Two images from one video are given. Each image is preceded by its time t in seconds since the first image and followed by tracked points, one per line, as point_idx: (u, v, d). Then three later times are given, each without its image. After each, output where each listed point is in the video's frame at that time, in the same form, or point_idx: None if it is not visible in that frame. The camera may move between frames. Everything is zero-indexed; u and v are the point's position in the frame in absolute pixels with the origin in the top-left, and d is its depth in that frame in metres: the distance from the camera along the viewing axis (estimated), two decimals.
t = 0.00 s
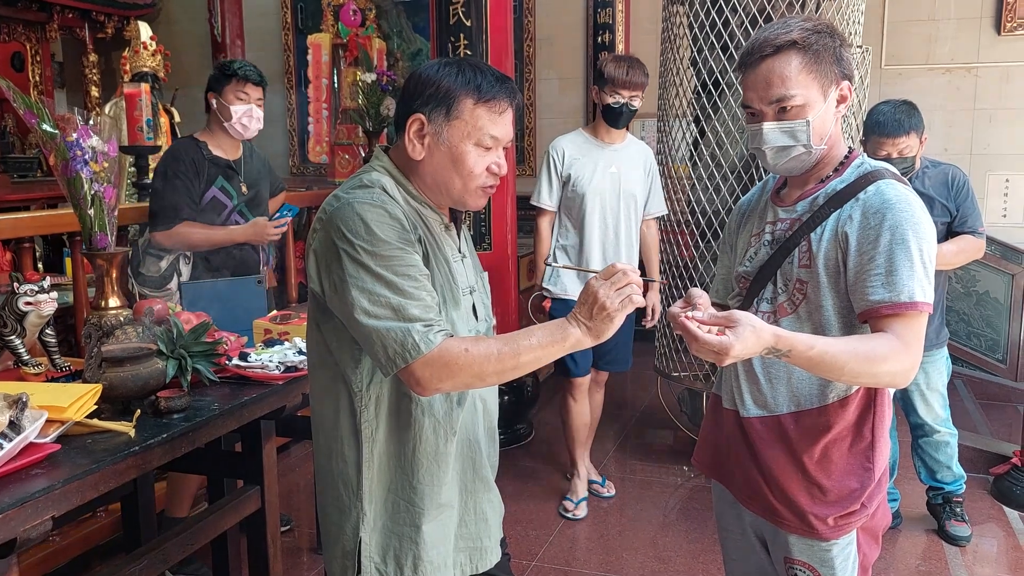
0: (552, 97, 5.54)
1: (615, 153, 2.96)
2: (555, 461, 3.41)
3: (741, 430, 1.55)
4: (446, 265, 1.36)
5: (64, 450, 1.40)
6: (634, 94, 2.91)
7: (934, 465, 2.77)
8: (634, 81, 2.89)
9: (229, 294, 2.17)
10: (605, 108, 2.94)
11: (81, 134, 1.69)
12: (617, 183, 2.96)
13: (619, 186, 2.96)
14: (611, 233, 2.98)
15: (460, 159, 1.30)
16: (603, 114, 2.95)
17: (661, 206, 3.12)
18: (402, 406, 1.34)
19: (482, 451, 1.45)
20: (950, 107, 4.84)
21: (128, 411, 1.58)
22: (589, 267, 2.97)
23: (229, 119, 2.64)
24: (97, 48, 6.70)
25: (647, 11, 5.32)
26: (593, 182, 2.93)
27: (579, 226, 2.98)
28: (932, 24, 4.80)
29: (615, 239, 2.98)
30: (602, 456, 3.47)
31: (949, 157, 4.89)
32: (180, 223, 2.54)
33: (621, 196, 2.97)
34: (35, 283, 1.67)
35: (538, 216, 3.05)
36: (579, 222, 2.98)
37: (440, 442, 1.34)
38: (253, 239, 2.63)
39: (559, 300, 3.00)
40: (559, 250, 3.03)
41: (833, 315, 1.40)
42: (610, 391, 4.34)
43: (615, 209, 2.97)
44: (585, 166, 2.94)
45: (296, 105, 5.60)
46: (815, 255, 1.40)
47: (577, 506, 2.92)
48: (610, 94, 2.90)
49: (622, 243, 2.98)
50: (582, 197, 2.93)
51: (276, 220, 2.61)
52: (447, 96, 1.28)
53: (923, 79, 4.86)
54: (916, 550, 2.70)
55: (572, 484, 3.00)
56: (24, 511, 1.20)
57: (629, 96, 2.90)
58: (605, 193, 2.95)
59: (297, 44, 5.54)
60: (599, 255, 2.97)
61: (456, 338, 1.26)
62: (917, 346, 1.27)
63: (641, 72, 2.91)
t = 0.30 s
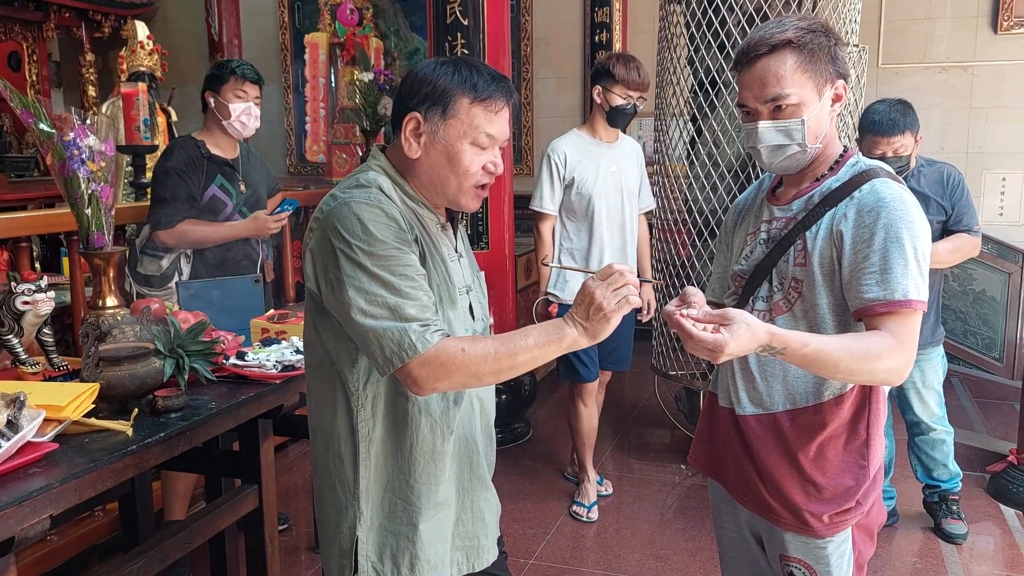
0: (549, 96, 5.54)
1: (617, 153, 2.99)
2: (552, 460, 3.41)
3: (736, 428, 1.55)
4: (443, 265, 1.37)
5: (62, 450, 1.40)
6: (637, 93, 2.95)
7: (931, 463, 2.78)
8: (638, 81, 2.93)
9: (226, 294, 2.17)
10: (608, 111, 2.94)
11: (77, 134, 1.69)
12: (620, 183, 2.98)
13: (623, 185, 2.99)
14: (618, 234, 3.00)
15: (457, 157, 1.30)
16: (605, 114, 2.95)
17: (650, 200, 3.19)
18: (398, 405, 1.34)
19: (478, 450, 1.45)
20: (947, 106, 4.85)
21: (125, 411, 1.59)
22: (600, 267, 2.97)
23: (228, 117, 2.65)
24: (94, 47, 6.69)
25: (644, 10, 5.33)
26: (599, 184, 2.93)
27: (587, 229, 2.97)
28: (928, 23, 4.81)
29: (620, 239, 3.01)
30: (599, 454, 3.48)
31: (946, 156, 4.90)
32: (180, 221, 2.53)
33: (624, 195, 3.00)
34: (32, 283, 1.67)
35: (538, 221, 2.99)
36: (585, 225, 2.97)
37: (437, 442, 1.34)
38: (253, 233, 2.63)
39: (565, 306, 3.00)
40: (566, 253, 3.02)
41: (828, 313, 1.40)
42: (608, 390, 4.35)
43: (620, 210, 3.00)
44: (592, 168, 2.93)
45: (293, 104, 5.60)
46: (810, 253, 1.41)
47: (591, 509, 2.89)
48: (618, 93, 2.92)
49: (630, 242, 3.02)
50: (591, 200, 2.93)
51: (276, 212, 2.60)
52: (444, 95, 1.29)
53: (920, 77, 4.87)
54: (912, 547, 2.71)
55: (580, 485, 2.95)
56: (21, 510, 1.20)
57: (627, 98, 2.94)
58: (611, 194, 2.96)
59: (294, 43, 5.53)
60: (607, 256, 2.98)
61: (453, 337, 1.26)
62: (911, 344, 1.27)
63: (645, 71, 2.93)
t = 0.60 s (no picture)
0: (549, 98, 5.55)
1: (614, 150, 3.00)
2: (552, 461, 3.42)
3: (735, 429, 1.56)
4: (444, 267, 1.38)
5: (64, 450, 1.41)
6: (632, 88, 2.96)
7: (930, 463, 2.79)
8: (633, 76, 2.93)
9: (226, 294, 2.18)
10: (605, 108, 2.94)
11: (80, 135, 1.69)
12: (618, 181, 2.99)
13: (620, 183, 3.00)
14: (618, 231, 3.01)
15: (458, 160, 1.31)
16: (601, 111, 2.96)
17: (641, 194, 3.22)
18: (399, 406, 1.35)
19: (479, 451, 1.46)
20: (946, 107, 4.86)
21: (127, 411, 1.60)
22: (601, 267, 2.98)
23: (230, 114, 2.67)
24: (95, 48, 6.70)
25: (643, 11, 5.34)
26: (598, 182, 2.94)
27: (586, 228, 2.98)
28: (927, 24, 4.82)
29: (620, 236, 3.02)
30: (599, 455, 3.48)
31: (946, 156, 4.91)
32: (181, 222, 2.54)
33: (622, 192, 3.01)
34: (34, 283, 1.68)
35: (537, 222, 2.99)
36: (584, 224, 2.98)
37: (437, 443, 1.35)
38: (252, 237, 2.65)
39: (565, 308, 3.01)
40: (565, 252, 3.03)
41: (826, 314, 1.41)
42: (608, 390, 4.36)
43: (618, 207, 3.01)
44: (590, 167, 2.94)
45: (293, 105, 5.61)
46: (808, 254, 1.42)
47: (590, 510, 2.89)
48: (613, 88, 2.91)
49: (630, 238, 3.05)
50: (590, 200, 2.94)
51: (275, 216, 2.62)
52: (445, 98, 1.29)
53: (919, 78, 4.88)
54: (911, 548, 2.71)
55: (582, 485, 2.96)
56: (25, 509, 1.21)
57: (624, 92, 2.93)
58: (609, 192, 2.97)
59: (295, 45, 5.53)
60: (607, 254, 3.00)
61: (453, 338, 1.27)
62: (909, 345, 1.28)
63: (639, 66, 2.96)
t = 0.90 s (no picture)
0: (546, 97, 5.56)
1: (605, 149, 2.99)
2: (549, 460, 3.42)
3: (731, 427, 1.57)
4: (442, 263, 1.38)
5: (61, 449, 1.41)
6: (621, 84, 2.97)
7: (925, 461, 2.80)
8: (621, 72, 2.95)
9: (223, 294, 2.18)
10: (594, 105, 2.95)
11: (77, 134, 1.69)
12: (609, 181, 2.97)
13: (612, 183, 2.98)
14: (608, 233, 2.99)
15: (454, 159, 1.32)
16: (591, 109, 2.96)
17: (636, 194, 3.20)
18: (397, 402, 1.36)
19: (476, 449, 1.46)
20: (942, 106, 4.88)
21: (124, 410, 1.59)
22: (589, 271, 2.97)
23: (226, 112, 2.67)
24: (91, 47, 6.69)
25: (640, 10, 5.34)
26: (586, 182, 2.93)
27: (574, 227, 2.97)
28: (923, 23, 4.84)
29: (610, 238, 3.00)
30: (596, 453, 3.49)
31: (942, 155, 4.93)
32: (179, 222, 2.54)
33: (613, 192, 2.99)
34: (31, 283, 1.68)
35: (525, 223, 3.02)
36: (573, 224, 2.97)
37: (435, 440, 1.35)
38: (249, 238, 2.64)
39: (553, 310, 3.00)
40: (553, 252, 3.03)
41: (821, 313, 1.42)
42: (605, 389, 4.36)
43: (609, 207, 2.98)
44: (578, 165, 2.93)
45: (290, 104, 5.60)
46: (804, 253, 1.42)
47: (586, 508, 2.90)
48: (602, 84, 2.92)
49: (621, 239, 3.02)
50: (576, 199, 2.93)
51: (273, 216, 2.63)
52: (441, 97, 1.30)
53: (915, 77, 4.90)
54: (907, 546, 2.72)
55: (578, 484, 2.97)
56: (22, 508, 1.21)
57: (616, 87, 2.95)
58: (598, 191, 2.95)
59: (291, 44, 5.53)
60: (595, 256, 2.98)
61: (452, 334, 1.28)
62: (904, 343, 1.29)
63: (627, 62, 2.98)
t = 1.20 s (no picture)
0: (542, 97, 5.56)
1: (603, 148, 2.98)
2: (547, 460, 3.42)
3: (727, 426, 1.57)
4: (438, 264, 1.38)
5: (56, 451, 1.40)
6: (618, 81, 2.97)
7: (920, 461, 2.80)
8: (617, 68, 2.96)
9: (219, 296, 2.18)
10: (591, 104, 2.95)
11: (71, 136, 1.69)
12: (605, 181, 2.95)
13: (608, 183, 2.96)
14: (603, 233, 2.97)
15: (448, 160, 1.32)
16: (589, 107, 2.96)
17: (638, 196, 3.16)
18: (395, 404, 1.36)
19: (472, 449, 1.47)
20: (937, 106, 4.89)
21: (119, 412, 1.59)
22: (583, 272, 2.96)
23: (222, 114, 2.66)
24: (86, 48, 6.68)
25: (636, 10, 5.35)
26: (580, 181, 2.92)
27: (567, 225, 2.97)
28: (918, 23, 4.85)
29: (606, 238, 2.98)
30: (593, 453, 3.49)
31: (937, 155, 4.94)
32: (177, 224, 2.54)
33: (610, 192, 2.97)
34: (24, 285, 1.68)
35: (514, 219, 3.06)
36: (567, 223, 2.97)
37: (432, 441, 1.35)
38: (248, 240, 2.64)
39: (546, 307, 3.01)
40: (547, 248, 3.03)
41: (816, 313, 1.42)
42: (601, 390, 4.36)
43: (604, 207, 2.97)
44: (573, 162, 2.94)
45: (285, 105, 5.59)
46: (798, 253, 1.42)
47: (582, 509, 2.90)
48: (598, 81, 2.92)
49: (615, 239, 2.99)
50: (569, 196, 2.93)
51: (271, 217, 2.62)
52: (434, 97, 1.30)
53: (910, 78, 4.91)
54: (903, 545, 2.72)
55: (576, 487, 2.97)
56: (16, 510, 1.21)
57: (616, 84, 2.96)
58: (592, 190, 2.94)
59: (287, 44, 5.52)
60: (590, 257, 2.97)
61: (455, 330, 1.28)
62: (898, 343, 1.29)
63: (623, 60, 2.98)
